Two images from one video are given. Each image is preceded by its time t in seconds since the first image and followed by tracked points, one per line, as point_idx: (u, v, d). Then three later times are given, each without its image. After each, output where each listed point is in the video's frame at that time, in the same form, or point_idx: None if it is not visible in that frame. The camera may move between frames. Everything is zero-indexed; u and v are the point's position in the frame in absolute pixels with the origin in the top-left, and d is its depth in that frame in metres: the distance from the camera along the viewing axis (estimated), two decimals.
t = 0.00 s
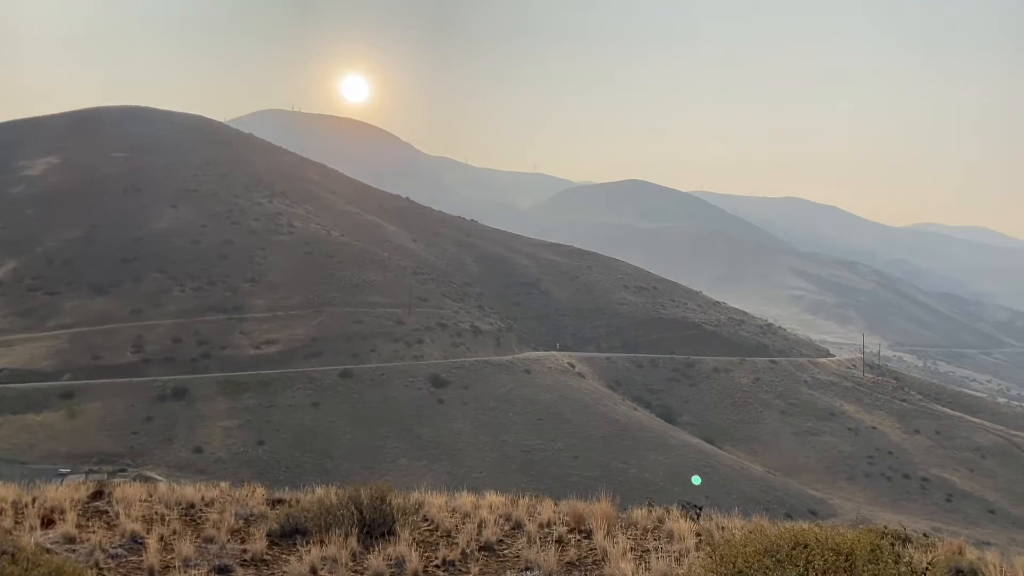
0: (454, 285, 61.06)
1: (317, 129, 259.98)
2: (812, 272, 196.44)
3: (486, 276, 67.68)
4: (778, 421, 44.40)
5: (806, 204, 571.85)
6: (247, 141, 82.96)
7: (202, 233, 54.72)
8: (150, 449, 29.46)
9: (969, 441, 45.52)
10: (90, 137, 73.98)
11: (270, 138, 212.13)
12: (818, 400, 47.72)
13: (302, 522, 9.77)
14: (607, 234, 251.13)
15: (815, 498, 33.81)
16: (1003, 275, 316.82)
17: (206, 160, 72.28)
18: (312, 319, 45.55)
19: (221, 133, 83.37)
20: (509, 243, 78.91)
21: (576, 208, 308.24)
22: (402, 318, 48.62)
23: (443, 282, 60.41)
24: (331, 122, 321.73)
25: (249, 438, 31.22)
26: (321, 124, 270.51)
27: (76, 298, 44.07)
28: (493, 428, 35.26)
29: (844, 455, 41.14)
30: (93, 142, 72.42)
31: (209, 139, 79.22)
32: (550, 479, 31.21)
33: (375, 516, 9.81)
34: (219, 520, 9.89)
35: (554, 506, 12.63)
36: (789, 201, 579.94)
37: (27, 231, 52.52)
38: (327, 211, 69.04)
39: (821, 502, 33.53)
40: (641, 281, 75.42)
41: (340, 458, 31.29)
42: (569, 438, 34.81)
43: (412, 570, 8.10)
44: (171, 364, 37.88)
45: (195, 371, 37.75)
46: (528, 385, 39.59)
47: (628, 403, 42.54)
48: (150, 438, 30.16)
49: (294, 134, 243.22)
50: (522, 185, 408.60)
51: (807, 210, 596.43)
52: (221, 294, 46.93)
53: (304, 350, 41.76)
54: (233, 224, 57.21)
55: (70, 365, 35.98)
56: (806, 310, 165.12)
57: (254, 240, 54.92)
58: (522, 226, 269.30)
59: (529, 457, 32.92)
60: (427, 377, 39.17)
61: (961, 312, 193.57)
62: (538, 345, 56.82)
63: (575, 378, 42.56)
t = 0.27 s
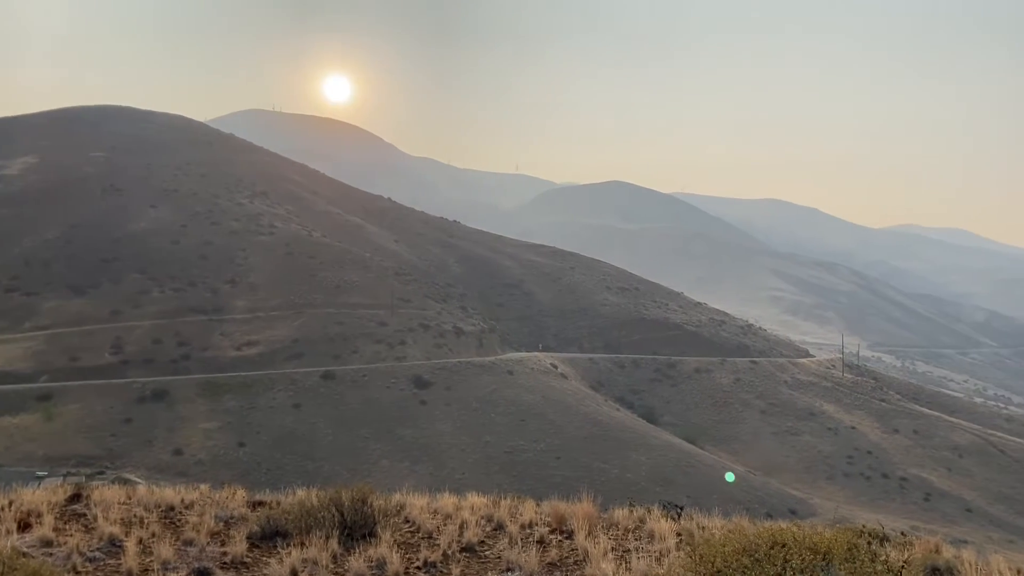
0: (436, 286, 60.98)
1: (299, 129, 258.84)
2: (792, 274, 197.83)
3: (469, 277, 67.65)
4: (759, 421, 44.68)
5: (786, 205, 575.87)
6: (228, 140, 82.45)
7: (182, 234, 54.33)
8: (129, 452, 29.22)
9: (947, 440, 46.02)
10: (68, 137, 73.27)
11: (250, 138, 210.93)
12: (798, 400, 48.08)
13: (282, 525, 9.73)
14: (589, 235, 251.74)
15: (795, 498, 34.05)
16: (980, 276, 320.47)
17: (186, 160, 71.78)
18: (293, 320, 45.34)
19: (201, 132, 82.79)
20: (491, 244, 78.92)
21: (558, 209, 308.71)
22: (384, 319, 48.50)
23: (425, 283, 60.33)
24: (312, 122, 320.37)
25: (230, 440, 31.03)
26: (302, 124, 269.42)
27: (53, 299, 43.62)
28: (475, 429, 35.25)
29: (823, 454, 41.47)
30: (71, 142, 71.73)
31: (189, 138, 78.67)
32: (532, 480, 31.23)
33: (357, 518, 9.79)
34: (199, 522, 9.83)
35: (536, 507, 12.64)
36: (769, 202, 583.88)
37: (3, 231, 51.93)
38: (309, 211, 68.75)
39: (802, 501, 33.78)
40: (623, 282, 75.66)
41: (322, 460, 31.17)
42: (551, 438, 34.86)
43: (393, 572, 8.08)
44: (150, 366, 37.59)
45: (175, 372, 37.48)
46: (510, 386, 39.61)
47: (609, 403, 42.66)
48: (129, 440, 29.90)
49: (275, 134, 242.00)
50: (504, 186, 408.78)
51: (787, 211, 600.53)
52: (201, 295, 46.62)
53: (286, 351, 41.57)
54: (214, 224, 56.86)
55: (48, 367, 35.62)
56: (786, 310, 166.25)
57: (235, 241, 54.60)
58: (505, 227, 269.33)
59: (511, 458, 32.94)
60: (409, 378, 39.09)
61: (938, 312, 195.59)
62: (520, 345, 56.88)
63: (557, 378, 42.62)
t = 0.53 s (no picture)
0: (419, 287, 60.87)
1: (280, 129, 257.64)
2: (772, 275, 199.08)
3: (452, 277, 67.61)
4: (740, 421, 44.93)
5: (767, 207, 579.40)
6: (209, 140, 81.91)
7: (162, 235, 53.91)
8: (108, 454, 28.95)
9: (926, 439, 46.45)
10: (46, 136, 72.53)
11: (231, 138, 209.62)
12: (779, 400, 48.39)
13: (263, 527, 9.68)
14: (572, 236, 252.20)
15: (776, 497, 34.24)
16: (958, 277, 323.83)
17: (166, 159, 71.25)
18: (275, 321, 45.10)
19: (182, 132, 82.19)
20: (474, 244, 78.88)
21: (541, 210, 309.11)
22: (367, 320, 48.34)
23: (408, 284, 60.19)
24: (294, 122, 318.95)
25: (211, 442, 30.82)
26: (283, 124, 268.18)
27: (31, 300, 43.15)
28: (458, 431, 35.21)
29: (804, 454, 41.76)
30: (49, 141, 71.00)
31: (170, 138, 78.10)
32: (514, 481, 31.23)
33: (338, 520, 9.75)
34: (179, 525, 9.77)
35: (518, 508, 12.64)
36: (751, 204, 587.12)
37: None
38: (291, 212, 68.43)
39: (783, 501, 33.97)
40: (605, 283, 75.84)
41: (304, 461, 31.03)
42: (534, 439, 34.89)
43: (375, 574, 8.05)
44: (130, 367, 37.27)
45: (155, 374, 37.18)
46: (493, 387, 39.59)
47: (592, 404, 42.74)
48: (109, 443, 29.64)
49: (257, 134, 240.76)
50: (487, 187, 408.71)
51: (768, 212, 604.33)
52: (182, 296, 46.30)
53: (267, 352, 41.34)
54: (195, 224, 56.47)
55: (26, 369, 35.23)
56: (767, 311, 167.26)
57: (216, 242, 54.24)
58: (488, 228, 269.29)
59: (494, 459, 32.93)
60: (392, 380, 39.00)
61: (917, 313, 197.41)
62: (503, 347, 56.86)
63: (540, 379, 42.65)
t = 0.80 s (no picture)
0: (402, 288, 60.73)
1: (263, 130, 256.37)
2: (755, 276, 200.21)
3: (435, 278, 67.50)
4: (722, 422, 45.16)
5: (749, 208, 582.67)
6: (190, 140, 81.36)
7: (143, 235, 53.50)
8: (88, 457, 28.67)
9: (906, 439, 46.86)
10: (25, 135, 71.79)
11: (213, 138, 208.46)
12: (762, 400, 48.66)
13: (245, 529, 9.63)
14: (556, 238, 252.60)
15: (758, 497, 34.42)
16: (937, 278, 326.86)
17: (147, 159, 70.73)
18: (257, 323, 44.86)
19: (163, 132, 81.61)
20: (458, 245, 78.83)
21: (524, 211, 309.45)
22: (350, 321, 48.18)
23: (391, 285, 60.05)
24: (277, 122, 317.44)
25: (192, 444, 30.62)
26: (266, 124, 266.84)
27: (9, 301, 42.69)
28: (441, 432, 35.16)
29: (786, 454, 42.01)
30: (28, 140, 70.29)
31: (151, 138, 77.54)
32: (498, 482, 31.23)
33: (320, 522, 9.72)
34: (160, 528, 9.70)
35: (501, 509, 12.63)
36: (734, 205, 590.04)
37: None
38: (273, 212, 68.11)
39: (765, 501, 34.15)
40: (589, 284, 76.00)
41: (286, 464, 30.89)
42: (518, 440, 34.91)
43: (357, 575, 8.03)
44: (110, 369, 36.97)
45: (136, 375, 36.88)
46: (477, 388, 39.56)
47: (575, 405, 42.81)
48: (89, 445, 29.37)
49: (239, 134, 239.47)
50: (471, 189, 408.42)
51: (750, 214, 607.66)
52: (163, 297, 45.96)
53: (249, 354, 41.12)
54: (176, 225, 56.09)
55: (4, 370, 34.85)
56: (749, 312, 168.17)
57: (198, 242, 53.88)
58: (471, 229, 269.05)
59: (477, 460, 32.90)
60: (375, 381, 38.88)
61: (897, 314, 199.06)
62: (487, 348, 56.85)
63: (523, 380, 42.66)
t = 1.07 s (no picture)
0: (387, 289, 60.65)
1: (247, 130, 255.16)
2: (739, 277, 201.22)
3: (420, 279, 67.40)
4: (707, 422, 45.36)
5: (733, 210, 585.80)
6: (174, 140, 80.89)
7: (126, 236, 53.12)
8: (70, 459, 28.44)
9: (888, 439, 47.24)
10: (6, 134, 71.13)
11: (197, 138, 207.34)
12: (746, 400, 48.92)
13: (228, 531, 9.58)
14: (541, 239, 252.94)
15: (743, 497, 34.58)
16: (919, 279, 329.56)
17: (130, 159, 70.26)
18: (241, 324, 44.65)
19: (147, 132, 81.08)
20: (443, 246, 78.78)
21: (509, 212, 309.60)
22: (334, 322, 48.06)
23: (376, 286, 59.93)
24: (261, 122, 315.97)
25: (175, 446, 30.42)
26: (250, 125, 265.51)
27: None
28: (426, 433, 35.11)
29: (770, 454, 42.24)
30: (9, 140, 69.63)
31: (133, 138, 77.01)
32: (482, 483, 31.22)
33: (303, 523, 9.69)
34: (141, 530, 9.63)
35: (486, 510, 12.62)
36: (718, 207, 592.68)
37: None
38: (258, 213, 67.82)
39: (749, 501, 34.32)
40: (574, 284, 76.17)
41: (270, 465, 30.77)
42: (503, 441, 34.92)
43: None
44: (92, 371, 36.68)
45: (118, 377, 36.63)
46: (462, 389, 39.52)
47: (561, 406, 42.88)
48: (70, 447, 29.13)
49: (223, 135, 238.24)
50: (456, 190, 408.04)
51: (734, 215, 610.70)
52: (146, 298, 45.66)
53: (233, 355, 40.94)
54: (159, 225, 55.72)
55: None
56: (733, 313, 169.03)
57: (181, 243, 53.60)
58: (457, 229, 268.80)
59: (462, 461, 32.90)
60: (360, 383, 38.79)
61: (879, 315, 200.61)
62: (472, 349, 56.86)
63: (508, 381, 42.67)
